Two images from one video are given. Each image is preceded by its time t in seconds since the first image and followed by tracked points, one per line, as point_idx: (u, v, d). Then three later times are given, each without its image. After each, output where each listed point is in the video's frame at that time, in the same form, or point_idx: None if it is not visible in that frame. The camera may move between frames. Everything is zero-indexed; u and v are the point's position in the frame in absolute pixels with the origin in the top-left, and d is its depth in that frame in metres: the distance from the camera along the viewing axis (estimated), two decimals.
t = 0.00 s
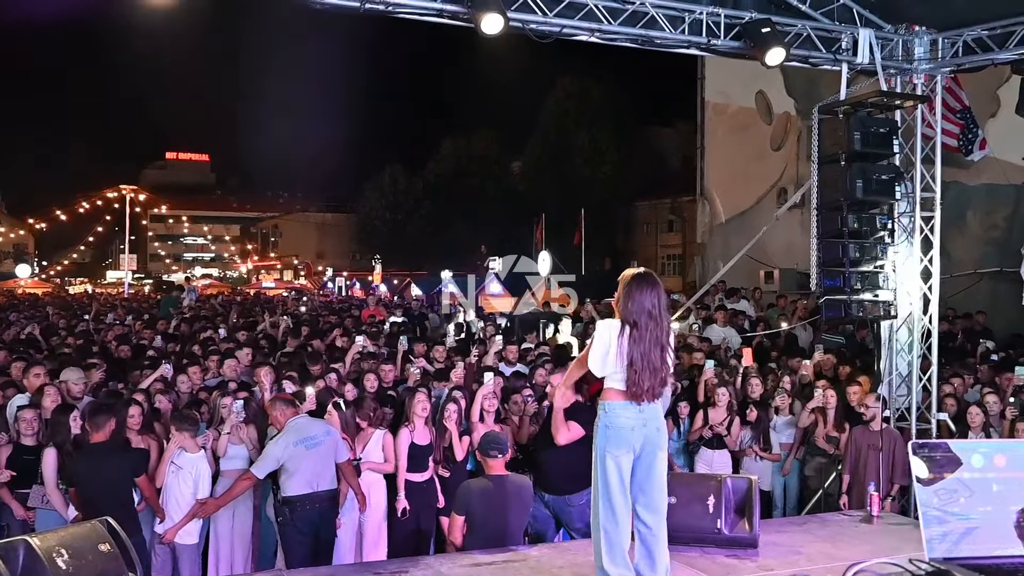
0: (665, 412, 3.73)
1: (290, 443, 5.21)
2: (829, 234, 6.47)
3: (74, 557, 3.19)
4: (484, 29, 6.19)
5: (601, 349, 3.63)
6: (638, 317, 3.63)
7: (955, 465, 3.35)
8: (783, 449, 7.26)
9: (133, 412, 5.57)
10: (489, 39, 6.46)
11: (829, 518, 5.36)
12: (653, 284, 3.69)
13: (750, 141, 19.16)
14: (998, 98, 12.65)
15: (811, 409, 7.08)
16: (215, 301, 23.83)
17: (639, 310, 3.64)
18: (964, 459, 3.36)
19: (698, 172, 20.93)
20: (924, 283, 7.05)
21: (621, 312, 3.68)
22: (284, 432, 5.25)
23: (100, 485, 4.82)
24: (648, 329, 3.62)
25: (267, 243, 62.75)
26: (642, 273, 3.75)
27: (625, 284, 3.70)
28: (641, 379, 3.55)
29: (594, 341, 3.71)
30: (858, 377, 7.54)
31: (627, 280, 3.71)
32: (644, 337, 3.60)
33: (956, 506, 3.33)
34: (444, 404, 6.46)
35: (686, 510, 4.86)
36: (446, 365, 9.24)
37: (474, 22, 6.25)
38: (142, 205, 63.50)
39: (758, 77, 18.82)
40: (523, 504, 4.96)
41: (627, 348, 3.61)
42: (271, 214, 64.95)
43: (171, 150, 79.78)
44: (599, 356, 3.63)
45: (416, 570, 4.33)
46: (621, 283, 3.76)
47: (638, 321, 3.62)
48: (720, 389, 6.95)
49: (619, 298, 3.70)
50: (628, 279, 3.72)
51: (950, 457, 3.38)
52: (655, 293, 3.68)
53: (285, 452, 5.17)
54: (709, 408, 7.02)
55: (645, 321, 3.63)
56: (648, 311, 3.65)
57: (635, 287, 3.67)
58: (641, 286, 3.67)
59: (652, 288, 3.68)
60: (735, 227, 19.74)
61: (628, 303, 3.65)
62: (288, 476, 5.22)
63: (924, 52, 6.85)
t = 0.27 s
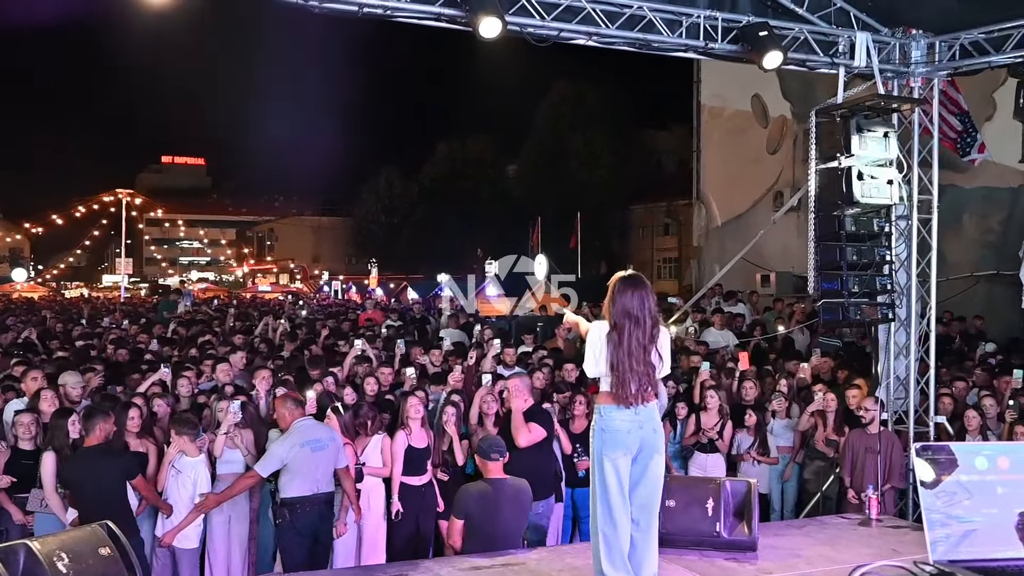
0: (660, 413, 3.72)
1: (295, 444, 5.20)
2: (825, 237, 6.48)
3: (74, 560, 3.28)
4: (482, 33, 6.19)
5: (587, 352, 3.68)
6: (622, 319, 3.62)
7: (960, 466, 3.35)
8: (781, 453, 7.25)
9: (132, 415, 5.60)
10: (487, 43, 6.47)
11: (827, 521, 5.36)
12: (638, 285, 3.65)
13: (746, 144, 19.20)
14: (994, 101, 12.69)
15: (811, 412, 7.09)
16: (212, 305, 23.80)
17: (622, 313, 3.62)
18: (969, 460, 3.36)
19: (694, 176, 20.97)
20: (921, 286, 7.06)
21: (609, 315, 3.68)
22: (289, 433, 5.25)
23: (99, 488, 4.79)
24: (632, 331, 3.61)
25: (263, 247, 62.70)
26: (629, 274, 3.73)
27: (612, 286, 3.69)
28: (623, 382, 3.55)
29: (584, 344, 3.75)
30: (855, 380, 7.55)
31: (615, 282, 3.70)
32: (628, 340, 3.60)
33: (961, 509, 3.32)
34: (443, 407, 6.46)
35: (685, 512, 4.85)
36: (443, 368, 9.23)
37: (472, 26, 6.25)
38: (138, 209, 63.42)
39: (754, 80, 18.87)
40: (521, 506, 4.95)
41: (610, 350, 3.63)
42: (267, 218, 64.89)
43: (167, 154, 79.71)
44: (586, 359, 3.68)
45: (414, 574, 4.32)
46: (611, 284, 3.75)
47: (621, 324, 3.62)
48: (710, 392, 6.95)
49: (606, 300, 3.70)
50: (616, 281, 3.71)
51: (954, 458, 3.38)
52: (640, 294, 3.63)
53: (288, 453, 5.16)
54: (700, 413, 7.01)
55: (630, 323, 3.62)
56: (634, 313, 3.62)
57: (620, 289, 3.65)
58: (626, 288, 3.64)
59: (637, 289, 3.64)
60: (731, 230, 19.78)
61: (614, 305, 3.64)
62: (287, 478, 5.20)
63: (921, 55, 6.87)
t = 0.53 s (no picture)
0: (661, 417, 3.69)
1: (298, 446, 5.18)
2: (824, 240, 6.47)
3: (75, 563, 3.25)
4: (480, 37, 6.17)
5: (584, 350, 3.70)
6: (620, 319, 3.61)
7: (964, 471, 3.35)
8: (780, 456, 7.22)
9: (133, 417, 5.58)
10: (485, 47, 6.46)
11: (827, 524, 5.34)
12: (640, 286, 3.63)
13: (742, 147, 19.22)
14: (992, 104, 12.71)
15: (811, 415, 7.09)
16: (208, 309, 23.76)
17: (620, 313, 3.62)
18: (974, 465, 3.36)
19: (691, 179, 20.98)
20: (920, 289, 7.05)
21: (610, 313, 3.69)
22: (293, 435, 5.24)
23: (100, 491, 4.78)
24: (631, 331, 3.60)
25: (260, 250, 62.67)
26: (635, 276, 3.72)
27: (617, 285, 3.68)
28: (612, 381, 3.55)
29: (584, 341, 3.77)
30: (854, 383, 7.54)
31: (618, 282, 3.69)
32: (626, 339, 3.60)
33: (967, 514, 3.31)
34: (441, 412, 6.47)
35: (684, 516, 4.83)
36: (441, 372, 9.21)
37: (470, 30, 6.24)
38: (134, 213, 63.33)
39: (750, 83, 18.89)
40: (521, 509, 4.92)
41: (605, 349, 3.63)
42: (263, 221, 64.81)
43: (163, 158, 79.60)
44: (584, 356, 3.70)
45: None
46: (615, 284, 3.75)
47: (619, 324, 3.61)
48: (705, 396, 6.93)
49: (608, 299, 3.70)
50: (620, 282, 3.70)
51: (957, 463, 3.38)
52: (641, 295, 3.61)
53: (290, 453, 5.14)
54: (697, 416, 6.96)
55: (630, 322, 3.60)
56: (634, 313, 3.61)
57: (622, 289, 3.64)
58: (627, 288, 3.63)
59: (638, 290, 3.62)
60: (728, 233, 19.79)
61: (615, 304, 3.64)
62: (287, 479, 5.18)
63: (919, 58, 6.87)
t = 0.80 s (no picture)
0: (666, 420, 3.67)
1: (290, 448, 5.16)
2: (823, 242, 6.46)
3: (77, 564, 3.23)
4: (480, 39, 6.16)
5: (600, 356, 3.61)
6: (637, 325, 3.57)
7: (972, 476, 3.32)
8: (777, 459, 7.19)
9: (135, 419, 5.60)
10: (485, 49, 6.45)
11: (828, 528, 5.32)
12: (653, 291, 3.63)
13: (740, 149, 19.23)
14: (991, 106, 12.72)
15: (811, 419, 7.07)
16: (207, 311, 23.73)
17: (637, 319, 3.58)
18: (981, 469, 3.33)
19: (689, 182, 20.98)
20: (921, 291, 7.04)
21: (621, 318, 3.63)
22: (287, 436, 5.22)
23: (115, 492, 4.78)
24: (648, 335, 3.57)
25: (257, 252, 62.63)
26: (642, 280, 3.70)
27: (627, 291, 3.65)
28: (640, 386, 3.51)
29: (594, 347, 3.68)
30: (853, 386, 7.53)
31: (629, 287, 3.66)
32: (647, 345, 3.55)
33: (976, 517, 3.32)
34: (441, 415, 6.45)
35: (683, 519, 4.81)
36: (439, 374, 9.17)
37: (470, 32, 6.23)
38: (132, 215, 63.23)
39: (748, 86, 18.91)
40: (520, 512, 4.90)
41: (624, 355, 3.56)
42: (261, 224, 64.73)
43: (161, 160, 79.54)
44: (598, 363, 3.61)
45: None
46: (623, 289, 3.71)
47: (636, 330, 3.57)
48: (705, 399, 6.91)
49: (619, 305, 3.66)
50: (629, 287, 3.67)
51: (965, 467, 3.35)
52: (655, 301, 3.61)
53: (282, 455, 5.12)
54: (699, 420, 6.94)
55: (647, 327, 3.58)
56: (649, 318, 3.59)
57: (636, 294, 3.62)
58: (641, 294, 3.61)
59: (652, 296, 3.62)
60: (726, 235, 19.78)
61: (629, 309, 3.60)
62: (280, 482, 5.15)
63: (920, 59, 6.87)
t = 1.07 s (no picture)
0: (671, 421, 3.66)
1: (279, 448, 5.12)
2: (825, 244, 6.45)
3: (79, 563, 3.24)
4: (482, 39, 6.15)
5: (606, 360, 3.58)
6: (641, 325, 3.56)
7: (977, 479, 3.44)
8: (778, 462, 7.18)
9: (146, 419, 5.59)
10: (487, 49, 6.43)
11: (829, 530, 5.30)
12: (654, 292, 3.61)
13: (741, 151, 19.23)
14: (994, 108, 12.72)
15: (812, 421, 7.03)
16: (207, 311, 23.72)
17: (641, 319, 3.56)
18: (988, 474, 3.45)
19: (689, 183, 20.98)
20: (923, 294, 7.02)
21: (625, 320, 3.61)
22: (276, 436, 5.19)
23: (130, 492, 4.75)
24: (653, 335, 3.55)
25: (257, 252, 62.65)
26: (643, 280, 3.69)
27: (630, 291, 3.63)
28: (656, 383, 3.49)
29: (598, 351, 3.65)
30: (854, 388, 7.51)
31: (629, 289, 3.64)
32: (653, 345, 3.53)
33: (975, 520, 3.43)
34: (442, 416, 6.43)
35: (684, 521, 4.79)
36: (439, 375, 9.15)
37: (472, 33, 6.21)
38: (131, 215, 63.20)
39: (749, 87, 18.90)
40: (521, 513, 4.88)
41: (632, 357, 3.55)
42: (261, 224, 64.71)
43: (161, 160, 79.52)
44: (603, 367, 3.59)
45: None
46: (623, 291, 3.69)
47: (643, 329, 3.55)
48: (708, 401, 6.87)
49: (621, 306, 3.63)
50: (629, 288, 3.65)
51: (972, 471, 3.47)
52: (657, 301, 3.60)
53: (273, 455, 5.09)
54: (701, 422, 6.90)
55: (649, 327, 3.56)
56: (653, 318, 3.58)
57: (639, 295, 3.60)
58: (643, 294, 3.60)
59: (653, 297, 3.60)
60: (726, 237, 19.77)
61: (631, 311, 3.58)
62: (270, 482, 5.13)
63: (923, 61, 6.86)
